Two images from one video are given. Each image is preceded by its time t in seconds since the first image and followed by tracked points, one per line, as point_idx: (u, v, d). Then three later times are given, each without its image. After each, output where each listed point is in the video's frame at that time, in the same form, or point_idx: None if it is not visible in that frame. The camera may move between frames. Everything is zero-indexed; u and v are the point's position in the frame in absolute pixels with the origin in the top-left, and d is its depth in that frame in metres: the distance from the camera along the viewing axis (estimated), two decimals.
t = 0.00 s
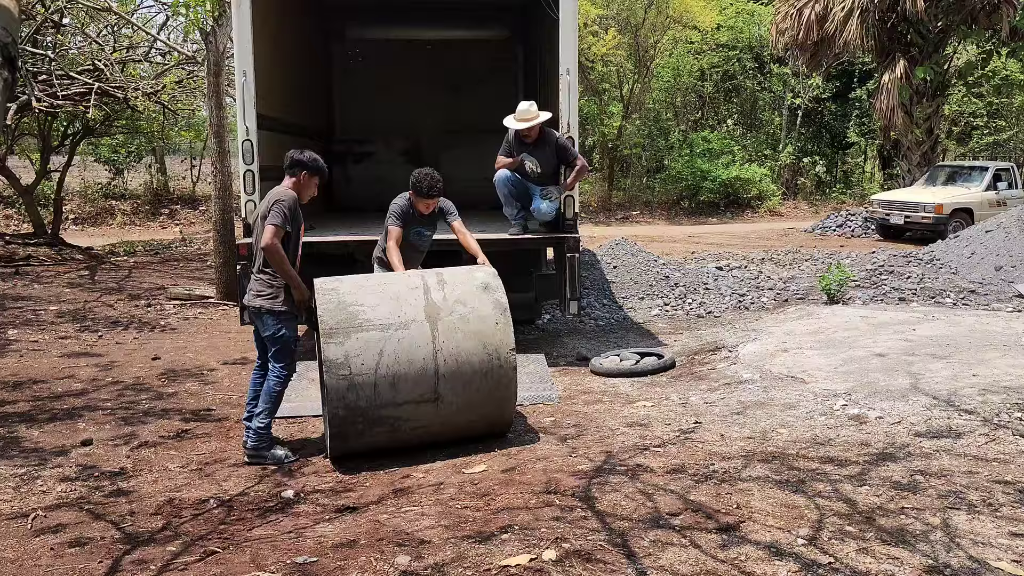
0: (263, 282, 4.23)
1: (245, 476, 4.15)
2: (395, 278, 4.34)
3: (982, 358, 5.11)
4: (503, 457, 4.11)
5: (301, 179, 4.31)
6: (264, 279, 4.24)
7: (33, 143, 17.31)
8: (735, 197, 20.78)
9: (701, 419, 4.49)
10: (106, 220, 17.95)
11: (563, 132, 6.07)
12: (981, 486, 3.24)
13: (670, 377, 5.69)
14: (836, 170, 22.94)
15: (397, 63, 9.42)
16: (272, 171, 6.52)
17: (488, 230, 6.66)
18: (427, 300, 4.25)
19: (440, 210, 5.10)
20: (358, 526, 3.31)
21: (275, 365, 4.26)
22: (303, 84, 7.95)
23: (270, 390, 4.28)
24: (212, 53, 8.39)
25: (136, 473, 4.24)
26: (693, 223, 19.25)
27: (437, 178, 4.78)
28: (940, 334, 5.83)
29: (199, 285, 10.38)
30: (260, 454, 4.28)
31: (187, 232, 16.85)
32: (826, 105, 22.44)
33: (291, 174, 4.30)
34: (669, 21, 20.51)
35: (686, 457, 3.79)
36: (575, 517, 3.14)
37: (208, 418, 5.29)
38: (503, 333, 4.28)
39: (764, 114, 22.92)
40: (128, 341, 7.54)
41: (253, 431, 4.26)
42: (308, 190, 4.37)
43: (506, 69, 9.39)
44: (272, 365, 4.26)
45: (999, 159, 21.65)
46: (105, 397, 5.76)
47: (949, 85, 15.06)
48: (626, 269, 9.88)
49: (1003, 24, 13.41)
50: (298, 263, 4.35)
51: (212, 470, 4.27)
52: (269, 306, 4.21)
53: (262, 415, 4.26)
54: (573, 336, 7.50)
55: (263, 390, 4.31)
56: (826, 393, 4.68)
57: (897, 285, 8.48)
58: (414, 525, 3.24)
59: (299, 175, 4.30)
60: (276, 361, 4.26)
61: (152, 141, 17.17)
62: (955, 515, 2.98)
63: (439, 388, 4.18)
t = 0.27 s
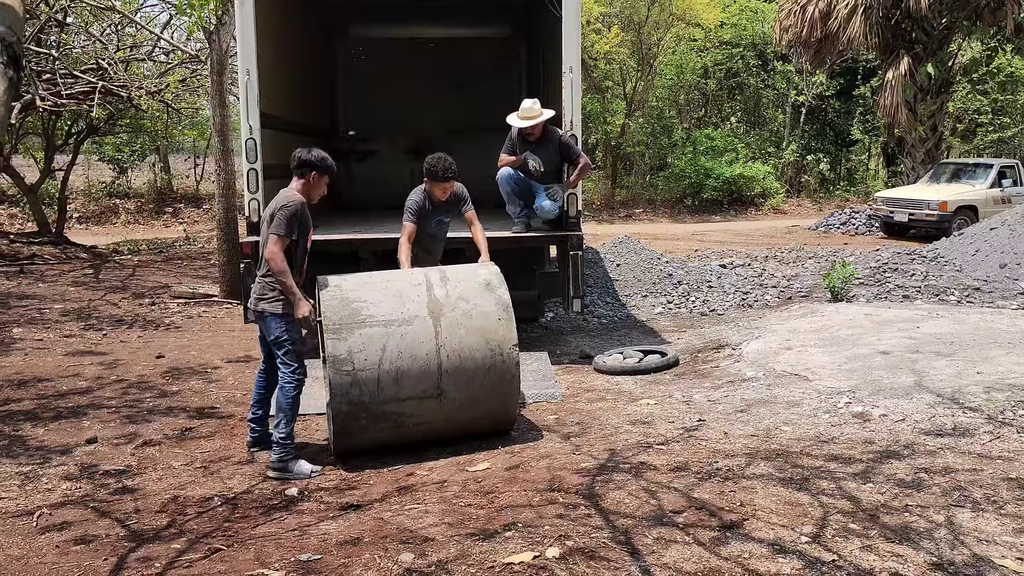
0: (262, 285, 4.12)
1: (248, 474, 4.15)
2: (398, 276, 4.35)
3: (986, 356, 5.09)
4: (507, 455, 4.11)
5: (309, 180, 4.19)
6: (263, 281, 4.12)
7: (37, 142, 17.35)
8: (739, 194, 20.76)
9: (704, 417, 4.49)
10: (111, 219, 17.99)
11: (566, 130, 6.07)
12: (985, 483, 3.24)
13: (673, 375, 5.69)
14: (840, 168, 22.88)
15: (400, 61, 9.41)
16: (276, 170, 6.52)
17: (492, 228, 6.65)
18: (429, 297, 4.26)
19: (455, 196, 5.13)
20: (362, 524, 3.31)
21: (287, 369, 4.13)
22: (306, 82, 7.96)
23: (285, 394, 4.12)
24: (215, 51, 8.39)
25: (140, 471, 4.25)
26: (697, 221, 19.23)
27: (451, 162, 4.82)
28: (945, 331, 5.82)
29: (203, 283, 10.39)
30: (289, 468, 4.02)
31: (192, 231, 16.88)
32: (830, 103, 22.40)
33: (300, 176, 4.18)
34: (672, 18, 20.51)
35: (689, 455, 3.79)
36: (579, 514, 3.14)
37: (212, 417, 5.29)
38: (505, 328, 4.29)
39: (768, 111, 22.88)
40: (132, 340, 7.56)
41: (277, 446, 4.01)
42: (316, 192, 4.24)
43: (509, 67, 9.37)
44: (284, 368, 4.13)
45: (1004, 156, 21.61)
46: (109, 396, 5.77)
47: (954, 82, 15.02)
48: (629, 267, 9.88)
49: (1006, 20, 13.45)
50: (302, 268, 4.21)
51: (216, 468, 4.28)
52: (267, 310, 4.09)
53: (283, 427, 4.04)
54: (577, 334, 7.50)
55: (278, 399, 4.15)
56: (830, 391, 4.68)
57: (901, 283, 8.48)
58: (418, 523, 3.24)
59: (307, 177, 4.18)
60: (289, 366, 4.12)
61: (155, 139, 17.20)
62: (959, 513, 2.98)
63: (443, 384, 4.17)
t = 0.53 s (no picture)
0: (276, 291, 3.98)
1: (251, 473, 4.15)
2: (401, 275, 4.35)
3: (989, 353, 5.08)
4: (509, 453, 4.10)
5: (336, 186, 3.99)
6: (278, 285, 3.98)
7: (39, 141, 17.36)
8: (741, 192, 20.72)
9: (707, 414, 4.48)
10: (113, 218, 17.99)
11: (568, 128, 6.07)
12: (988, 480, 3.23)
13: (675, 373, 5.68)
14: (842, 165, 22.83)
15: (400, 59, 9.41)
16: (278, 168, 6.52)
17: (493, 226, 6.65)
18: (432, 295, 4.26)
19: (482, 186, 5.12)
20: (364, 522, 3.31)
21: (299, 376, 4.04)
22: (307, 81, 7.97)
23: (296, 404, 4.04)
24: (217, 50, 8.39)
25: (142, 470, 4.25)
26: (699, 219, 19.22)
27: (476, 151, 4.81)
28: (948, 329, 5.81)
29: (205, 282, 10.39)
30: (288, 470, 4.00)
31: (193, 230, 16.88)
32: (832, 100, 22.34)
33: (326, 178, 3.98)
34: (674, 16, 20.49)
35: (691, 453, 3.79)
36: (581, 512, 3.14)
37: (214, 416, 5.29)
38: (508, 327, 4.28)
39: (770, 109, 22.84)
40: (135, 339, 7.56)
41: (282, 450, 3.98)
42: (341, 196, 4.05)
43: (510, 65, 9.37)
44: (297, 377, 4.04)
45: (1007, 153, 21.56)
46: (112, 395, 5.77)
47: (956, 79, 14.98)
48: (631, 265, 9.87)
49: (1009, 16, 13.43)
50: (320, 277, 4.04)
51: (219, 467, 4.28)
52: (277, 316, 3.96)
53: (290, 432, 4.00)
54: (579, 332, 7.49)
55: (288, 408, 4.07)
56: (832, 389, 4.67)
57: (904, 280, 8.47)
58: (421, 521, 3.24)
59: (333, 182, 3.98)
60: (300, 374, 4.04)
61: (157, 138, 17.20)
62: (962, 511, 2.97)
63: (445, 383, 4.17)
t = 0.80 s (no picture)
0: (286, 292, 3.97)
1: (252, 472, 4.15)
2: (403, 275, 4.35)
3: (990, 351, 5.08)
4: (510, 452, 4.10)
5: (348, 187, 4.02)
6: (289, 286, 3.96)
7: (39, 141, 17.36)
8: (742, 190, 20.69)
9: (708, 413, 4.47)
10: (114, 217, 17.99)
11: (568, 126, 6.08)
12: (989, 479, 3.23)
13: (677, 371, 5.68)
14: (843, 163, 22.81)
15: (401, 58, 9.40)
16: (278, 167, 6.53)
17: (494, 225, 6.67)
18: (433, 295, 4.26)
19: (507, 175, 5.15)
20: (365, 522, 3.31)
21: (306, 378, 4.04)
22: (308, 80, 7.96)
23: (302, 406, 4.03)
24: (217, 49, 8.39)
25: (143, 470, 4.25)
26: (700, 217, 19.21)
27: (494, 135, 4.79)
28: (949, 327, 5.81)
29: (206, 282, 10.39)
30: (288, 470, 4.00)
31: (195, 229, 16.89)
32: (833, 98, 22.30)
33: (338, 179, 3.99)
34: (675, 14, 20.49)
35: (692, 451, 3.79)
36: (582, 511, 3.14)
37: (215, 416, 5.28)
38: (509, 326, 4.28)
39: (771, 107, 22.82)
40: (136, 338, 7.56)
41: (284, 450, 3.97)
42: (351, 198, 4.07)
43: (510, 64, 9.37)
44: (305, 379, 4.04)
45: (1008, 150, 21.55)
46: (113, 394, 5.77)
47: (957, 76, 14.96)
48: (632, 263, 9.86)
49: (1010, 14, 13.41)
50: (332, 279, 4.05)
51: (220, 466, 4.28)
52: (288, 318, 3.94)
53: (293, 432, 3.99)
54: (581, 331, 7.49)
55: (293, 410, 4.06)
56: (834, 387, 4.67)
57: (905, 278, 8.46)
58: (422, 520, 3.24)
59: (346, 183, 4.00)
60: (307, 376, 4.04)
61: (158, 138, 17.20)
62: (964, 509, 2.97)
63: (446, 382, 4.17)
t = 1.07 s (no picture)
0: (288, 292, 4.01)
1: (253, 473, 4.15)
2: (404, 274, 4.38)
3: (991, 351, 5.07)
4: (511, 452, 4.10)
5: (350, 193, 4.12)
6: (292, 286, 4.01)
7: (40, 141, 17.37)
8: (743, 189, 20.66)
9: (709, 413, 4.47)
10: (115, 218, 17.98)
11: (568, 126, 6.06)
12: (991, 478, 3.22)
13: (678, 371, 5.68)
14: (844, 162, 22.81)
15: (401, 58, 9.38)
16: (279, 168, 6.53)
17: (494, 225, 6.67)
18: (433, 293, 4.27)
19: (534, 182, 5.00)
20: (366, 522, 3.31)
21: (306, 376, 4.08)
22: (308, 80, 7.96)
23: (302, 404, 4.06)
24: (218, 49, 8.39)
25: (144, 470, 4.26)
26: (701, 217, 19.20)
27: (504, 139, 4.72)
28: (950, 326, 5.81)
29: (207, 282, 10.40)
30: (289, 471, 4.00)
31: (195, 229, 16.89)
32: (833, 97, 22.25)
33: (339, 184, 4.10)
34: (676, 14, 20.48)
35: (693, 451, 3.79)
36: (583, 511, 3.14)
37: (216, 416, 5.28)
38: (509, 322, 4.27)
39: (772, 107, 22.80)
40: (137, 339, 7.56)
41: (284, 449, 3.98)
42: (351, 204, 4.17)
43: (511, 63, 9.37)
44: (304, 376, 4.08)
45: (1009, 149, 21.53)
46: (114, 395, 5.77)
47: (958, 76, 14.95)
48: (634, 263, 9.86)
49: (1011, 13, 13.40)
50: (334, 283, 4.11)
51: (221, 466, 4.28)
52: (290, 317, 3.98)
53: (294, 431, 4.00)
54: (582, 330, 7.49)
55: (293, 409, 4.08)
56: (835, 387, 4.66)
57: (906, 278, 8.46)
58: (423, 520, 3.24)
59: (348, 188, 4.11)
60: (306, 373, 4.07)
61: (158, 138, 17.19)
62: (966, 509, 2.97)
63: (446, 379, 4.16)
